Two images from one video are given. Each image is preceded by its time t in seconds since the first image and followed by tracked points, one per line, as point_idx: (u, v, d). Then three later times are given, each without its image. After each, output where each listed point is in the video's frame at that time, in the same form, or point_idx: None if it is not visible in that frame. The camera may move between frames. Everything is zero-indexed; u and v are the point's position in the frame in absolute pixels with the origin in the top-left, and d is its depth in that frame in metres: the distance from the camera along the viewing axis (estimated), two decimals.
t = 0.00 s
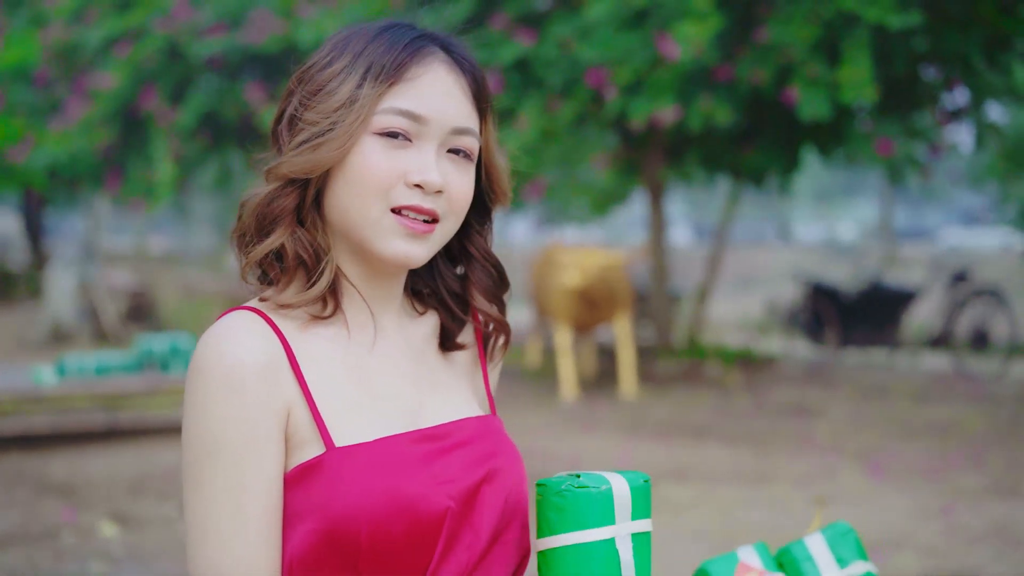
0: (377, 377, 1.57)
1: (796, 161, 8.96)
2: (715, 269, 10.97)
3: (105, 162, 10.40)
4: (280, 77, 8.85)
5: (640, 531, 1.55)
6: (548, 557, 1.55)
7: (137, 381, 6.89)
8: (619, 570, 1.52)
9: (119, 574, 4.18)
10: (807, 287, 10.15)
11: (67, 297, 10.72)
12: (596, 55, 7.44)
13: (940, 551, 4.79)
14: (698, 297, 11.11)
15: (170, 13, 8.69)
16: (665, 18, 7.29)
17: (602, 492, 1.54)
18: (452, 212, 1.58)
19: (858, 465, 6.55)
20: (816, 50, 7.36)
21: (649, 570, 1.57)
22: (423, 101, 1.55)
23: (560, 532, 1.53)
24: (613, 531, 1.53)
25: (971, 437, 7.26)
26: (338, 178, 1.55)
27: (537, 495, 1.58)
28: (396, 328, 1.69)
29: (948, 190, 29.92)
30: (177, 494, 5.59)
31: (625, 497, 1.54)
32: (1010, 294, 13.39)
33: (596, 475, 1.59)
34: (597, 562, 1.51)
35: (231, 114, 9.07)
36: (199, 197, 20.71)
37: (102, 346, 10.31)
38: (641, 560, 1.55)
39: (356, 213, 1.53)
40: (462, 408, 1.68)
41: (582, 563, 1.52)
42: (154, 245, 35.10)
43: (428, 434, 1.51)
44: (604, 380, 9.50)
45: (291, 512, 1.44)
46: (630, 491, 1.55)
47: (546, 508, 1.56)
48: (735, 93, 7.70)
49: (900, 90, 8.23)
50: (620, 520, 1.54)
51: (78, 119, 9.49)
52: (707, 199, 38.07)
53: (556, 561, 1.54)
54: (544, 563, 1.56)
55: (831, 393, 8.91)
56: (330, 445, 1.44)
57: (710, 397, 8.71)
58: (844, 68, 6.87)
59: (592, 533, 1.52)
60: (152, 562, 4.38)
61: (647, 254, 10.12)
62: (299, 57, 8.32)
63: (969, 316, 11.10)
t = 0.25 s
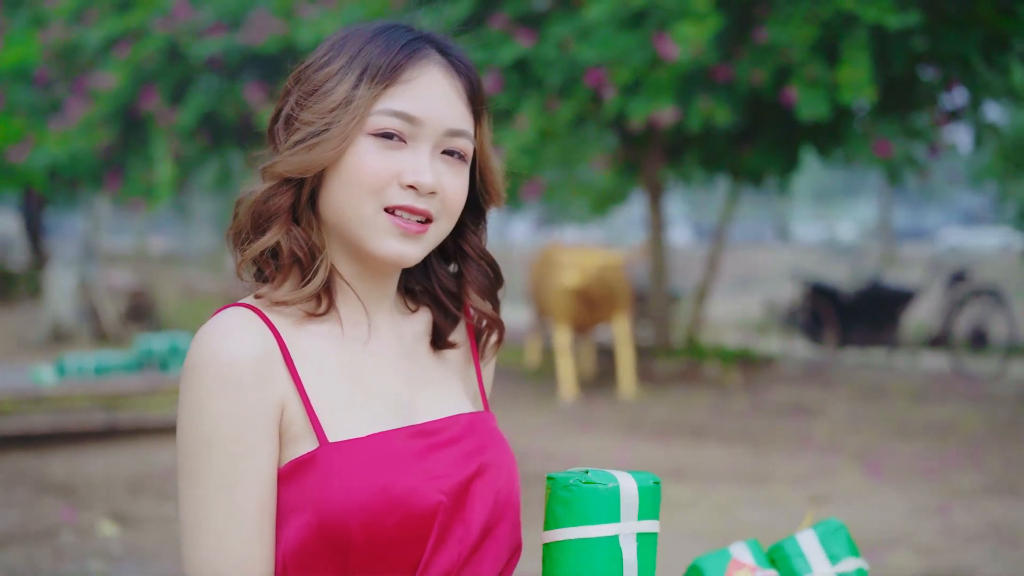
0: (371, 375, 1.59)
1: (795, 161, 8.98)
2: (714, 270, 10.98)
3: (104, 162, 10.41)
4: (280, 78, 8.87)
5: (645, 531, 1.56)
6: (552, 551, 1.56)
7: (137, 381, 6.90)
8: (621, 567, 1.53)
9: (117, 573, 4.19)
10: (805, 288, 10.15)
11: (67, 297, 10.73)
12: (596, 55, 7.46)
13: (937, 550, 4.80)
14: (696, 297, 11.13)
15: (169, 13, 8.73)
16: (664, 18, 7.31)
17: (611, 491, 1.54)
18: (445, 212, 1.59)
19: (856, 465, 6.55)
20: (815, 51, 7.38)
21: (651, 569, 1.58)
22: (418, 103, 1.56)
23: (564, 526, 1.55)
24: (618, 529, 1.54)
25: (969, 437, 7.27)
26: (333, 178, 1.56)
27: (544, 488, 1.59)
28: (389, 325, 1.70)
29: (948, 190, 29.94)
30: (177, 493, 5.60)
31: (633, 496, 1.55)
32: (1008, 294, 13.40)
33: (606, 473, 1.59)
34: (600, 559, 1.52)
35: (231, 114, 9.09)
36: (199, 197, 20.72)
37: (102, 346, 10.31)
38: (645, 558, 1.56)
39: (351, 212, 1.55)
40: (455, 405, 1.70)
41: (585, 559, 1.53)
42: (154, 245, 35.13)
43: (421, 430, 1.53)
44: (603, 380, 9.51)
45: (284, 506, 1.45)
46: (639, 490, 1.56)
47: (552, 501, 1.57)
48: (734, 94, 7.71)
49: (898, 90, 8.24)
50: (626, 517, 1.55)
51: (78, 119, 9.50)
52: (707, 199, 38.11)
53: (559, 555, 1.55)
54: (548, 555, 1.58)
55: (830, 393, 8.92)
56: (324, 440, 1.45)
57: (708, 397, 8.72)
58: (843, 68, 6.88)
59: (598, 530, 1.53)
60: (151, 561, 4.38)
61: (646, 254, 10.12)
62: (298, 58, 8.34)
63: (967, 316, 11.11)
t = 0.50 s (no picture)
0: (366, 374, 1.60)
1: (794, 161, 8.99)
2: (714, 270, 11.00)
3: (104, 163, 10.42)
4: (279, 78, 8.89)
5: (639, 530, 1.57)
6: (547, 549, 1.58)
7: (137, 381, 6.92)
8: (615, 566, 1.54)
9: (116, 573, 4.20)
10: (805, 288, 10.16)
11: (67, 298, 10.74)
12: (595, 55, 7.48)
13: (934, 549, 4.81)
14: (695, 297, 11.15)
15: (170, 13, 8.76)
16: (663, 19, 7.33)
17: (605, 490, 1.56)
18: (440, 214, 1.61)
19: (855, 465, 6.57)
20: (814, 52, 7.39)
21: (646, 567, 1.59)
22: (414, 106, 1.58)
23: (559, 525, 1.56)
24: (613, 528, 1.55)
25: (967, 437, 7.28)
26: (329, 179, 1.57)
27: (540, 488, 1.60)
28: (385, 324, 1.72)
29: (948, 191, 29.95)
30: (176, 493, 5.62)
31: (627, 495, 1.57)
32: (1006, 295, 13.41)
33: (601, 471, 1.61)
34: (594, 557, 1.54)
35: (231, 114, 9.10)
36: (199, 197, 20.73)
37: (102, 346, 10.32)
38: (639, 556, 1.57)
39: (346, 213, 1.56)
40: (450, 403, 1.71)
41: (580, 559, 1.54)
42: (155, 246, 35.15)
43: (415, 428, 1.54)
44: (602, 380, 9.53)
45: (279, 503, 1.47)
46: (634, 489, 1.58)
47: (547, 501, 1.59)
48: (732, 94, 7.72)
49: (897, 90, 8.25)
50: (621, 516, 1.56)
51: (78, 120, 9.53)
52: (707, 199, 38.13)
53: (555, 553, 1.56)
54: (544, 554, 1.59)
55: (828, 392, 8.93)
56: (318, 438, 1.47)
57: (707, 397, 8.74)
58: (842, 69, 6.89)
59: (592, 529, 1.54)
60: (150, 561, 4.39)
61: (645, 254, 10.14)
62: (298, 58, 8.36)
63: (966, 316, 11.12)
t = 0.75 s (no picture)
0: (365, 376, 1.61)
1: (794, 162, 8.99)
2: (713, 270, 11.01)
3: (104, 163, 10.43)
4: (279, 79, 8.90)
5: (628, 530, 1.58)
6: (537, 548, 1.59)
7: (137, 381, 6.93)
8: (604, 564, 1.55)
9: (116, 572, 4.21)
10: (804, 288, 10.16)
11: (67, 298, 10.75)
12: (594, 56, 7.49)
13: (932, 549, 4.83)
14: (695, 297, 11.16)
15: (170, 14, 8.77)
16: (662, 19, 7.34)
17: (591, 492, 1.56)
18: (438, 217, 1.61)
19: (854, 465, 6.57)
20: (813, 52, 7.40)
21: (636, 565, 1.60)
22: (411, 110, 1.58)
23: (548, 525, 1.57)
24: (600, 526, 1.56)
25: (966, 437, 7.29)
26: (327, 182, 1.58)
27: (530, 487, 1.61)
28: (384, 326, 1.72)
29: (948, 191, 29.95)
30: (176, 493, 5.63)
31: (614, 495, 1.58)
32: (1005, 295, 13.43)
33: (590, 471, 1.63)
34: (585, 555, 1.55)
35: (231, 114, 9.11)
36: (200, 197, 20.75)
37: (103, 346, 10.35)
38: (628, 555, 1.58)
39: (344, 216, 1.57)
40: (448, 405, 1.72)
41: (569, 558, 1.55)
42: (155, 246, 35.18)
43: (412, 429, 1.55)
44: (601, 380, 9.54)
45: (279, 502, 1.48)
46: (622, 490, 1.58)
47: (536, 501, 1.60)
48: (732, 95, 7.73)
49: (896, 91, 8.25)
50: (609, 515, 1.57)
51: (78, 120, 9.54)
52: (707, 199, 38.14)
53: (544, 552, 1.57)
54: (535, 553, 1.60)
55: (827, 392, 8.94)
56: (316, 439, 1.48)
57: (706, 397, 8.75)
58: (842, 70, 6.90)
59: (580, 528, 1.55)
60: (150, 561, 4.40)
61: (644, 255, 10.14)
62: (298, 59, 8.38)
63: (965, 316, 11.12)
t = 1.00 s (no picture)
0: (366, 376, 1.62)
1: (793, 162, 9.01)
2: (713, 270, 11.02)
3: (104, 163, 10.45)
4: (280, 79, 8.92)
5: (620, 528, 1.59)
6: (531, 548, 1.60)
7: (137, 381, 6.95)
8: (597, 563, 1.56)
9: (116, 572, 4.22)
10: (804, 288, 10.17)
11: (68, 298, 10.76)
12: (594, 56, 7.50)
13: (931, 549, 4.84)
14: (695, 297, 11.17)
15: (170, 14, 8.78)
16: (662, 20, 7.35)
17: (583, 491, 1.58)
18: (437, 219, 1.63)
19: (853, 465, 6.58)
20: (813, 53, 7.40)
21: (630, 564, 1.61)
22: (409, 113, 1.59)
23: (541, 524, 1.58)
24: (592, 524, 1.57)
25: (965, 437, 7.30)
26: (326, 185, 1.59)
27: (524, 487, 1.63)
28: (385, 326, 1.73)
29: (947, 191, 29.97)
30: (175, 493, 5.64)
31: (606, 493, 1.59)
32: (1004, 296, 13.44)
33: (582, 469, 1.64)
34: (578, 554, 1.56)
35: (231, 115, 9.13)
36: (200, 197, 20.76)
37: (103, 347, 10.37)
38: (621, 553, 1.59)
39: (343, 219, 1.58)
40: (448, 405, 1.73)
41: (562, 556, 1.56)
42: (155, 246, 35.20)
43: (412, 428, 1.56)
44: (601, 380, 9.55)
45: (280, 500, 1.49)
46: (613, 489, 1.60)
47: (529, 501, 1.61)
48: (732, 96, 7.74)
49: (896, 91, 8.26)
50: (601, 514, 1.58)
51: (78, 120, 9.55)
52: (706, 199, 38.16)
53: (537, 551, 1.58)
54: (529, 553, 1.61)
55: (827, 392, 8.95)
56: (317, 437, 1.49)
57: (706, 397, 8.76)
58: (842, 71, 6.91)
59: (573, 526, 1.56)
60: (150, 560, 4.41)
61: (644, 255, 10.15)
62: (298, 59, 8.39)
63: (964, 316, 11.14)
